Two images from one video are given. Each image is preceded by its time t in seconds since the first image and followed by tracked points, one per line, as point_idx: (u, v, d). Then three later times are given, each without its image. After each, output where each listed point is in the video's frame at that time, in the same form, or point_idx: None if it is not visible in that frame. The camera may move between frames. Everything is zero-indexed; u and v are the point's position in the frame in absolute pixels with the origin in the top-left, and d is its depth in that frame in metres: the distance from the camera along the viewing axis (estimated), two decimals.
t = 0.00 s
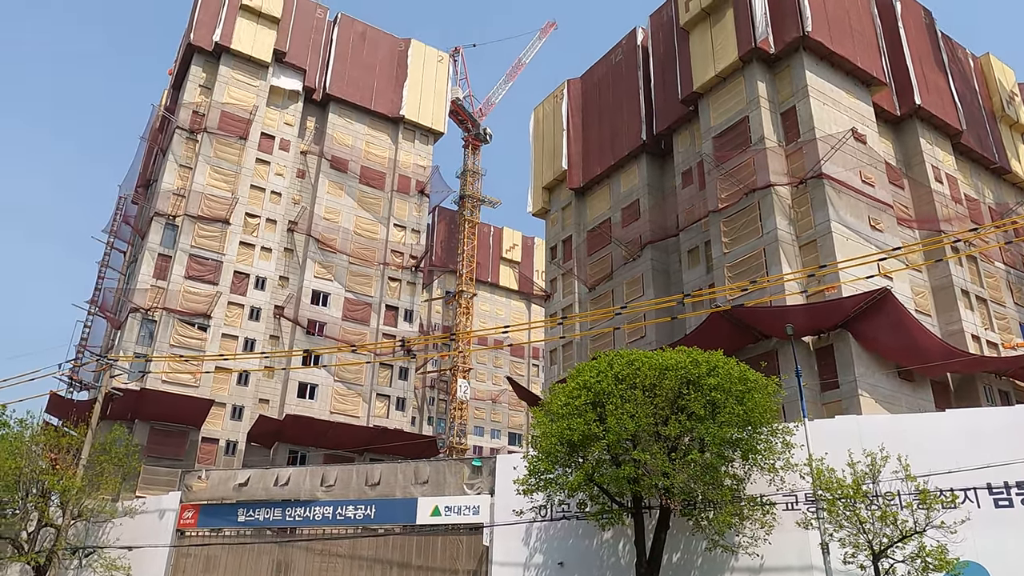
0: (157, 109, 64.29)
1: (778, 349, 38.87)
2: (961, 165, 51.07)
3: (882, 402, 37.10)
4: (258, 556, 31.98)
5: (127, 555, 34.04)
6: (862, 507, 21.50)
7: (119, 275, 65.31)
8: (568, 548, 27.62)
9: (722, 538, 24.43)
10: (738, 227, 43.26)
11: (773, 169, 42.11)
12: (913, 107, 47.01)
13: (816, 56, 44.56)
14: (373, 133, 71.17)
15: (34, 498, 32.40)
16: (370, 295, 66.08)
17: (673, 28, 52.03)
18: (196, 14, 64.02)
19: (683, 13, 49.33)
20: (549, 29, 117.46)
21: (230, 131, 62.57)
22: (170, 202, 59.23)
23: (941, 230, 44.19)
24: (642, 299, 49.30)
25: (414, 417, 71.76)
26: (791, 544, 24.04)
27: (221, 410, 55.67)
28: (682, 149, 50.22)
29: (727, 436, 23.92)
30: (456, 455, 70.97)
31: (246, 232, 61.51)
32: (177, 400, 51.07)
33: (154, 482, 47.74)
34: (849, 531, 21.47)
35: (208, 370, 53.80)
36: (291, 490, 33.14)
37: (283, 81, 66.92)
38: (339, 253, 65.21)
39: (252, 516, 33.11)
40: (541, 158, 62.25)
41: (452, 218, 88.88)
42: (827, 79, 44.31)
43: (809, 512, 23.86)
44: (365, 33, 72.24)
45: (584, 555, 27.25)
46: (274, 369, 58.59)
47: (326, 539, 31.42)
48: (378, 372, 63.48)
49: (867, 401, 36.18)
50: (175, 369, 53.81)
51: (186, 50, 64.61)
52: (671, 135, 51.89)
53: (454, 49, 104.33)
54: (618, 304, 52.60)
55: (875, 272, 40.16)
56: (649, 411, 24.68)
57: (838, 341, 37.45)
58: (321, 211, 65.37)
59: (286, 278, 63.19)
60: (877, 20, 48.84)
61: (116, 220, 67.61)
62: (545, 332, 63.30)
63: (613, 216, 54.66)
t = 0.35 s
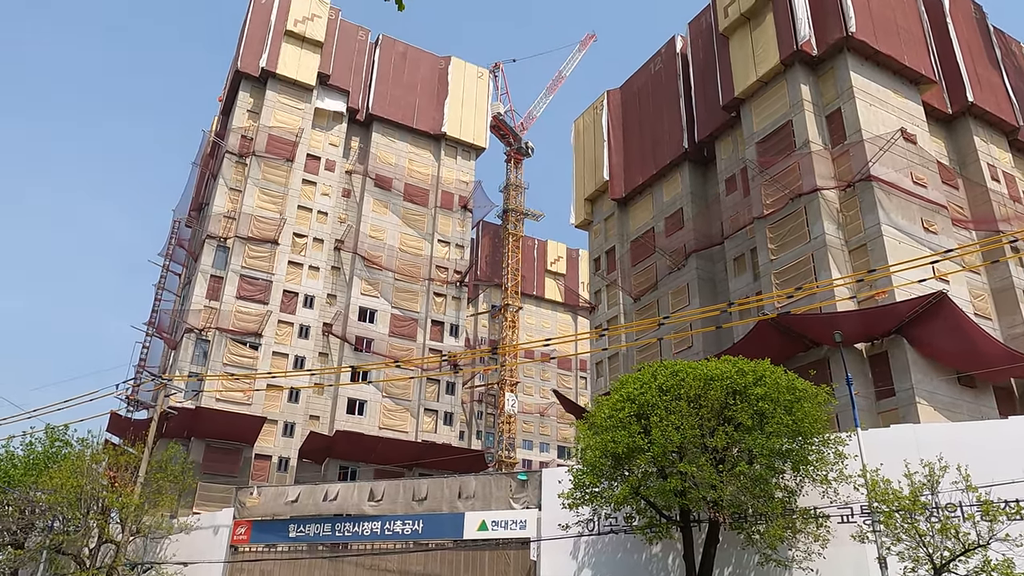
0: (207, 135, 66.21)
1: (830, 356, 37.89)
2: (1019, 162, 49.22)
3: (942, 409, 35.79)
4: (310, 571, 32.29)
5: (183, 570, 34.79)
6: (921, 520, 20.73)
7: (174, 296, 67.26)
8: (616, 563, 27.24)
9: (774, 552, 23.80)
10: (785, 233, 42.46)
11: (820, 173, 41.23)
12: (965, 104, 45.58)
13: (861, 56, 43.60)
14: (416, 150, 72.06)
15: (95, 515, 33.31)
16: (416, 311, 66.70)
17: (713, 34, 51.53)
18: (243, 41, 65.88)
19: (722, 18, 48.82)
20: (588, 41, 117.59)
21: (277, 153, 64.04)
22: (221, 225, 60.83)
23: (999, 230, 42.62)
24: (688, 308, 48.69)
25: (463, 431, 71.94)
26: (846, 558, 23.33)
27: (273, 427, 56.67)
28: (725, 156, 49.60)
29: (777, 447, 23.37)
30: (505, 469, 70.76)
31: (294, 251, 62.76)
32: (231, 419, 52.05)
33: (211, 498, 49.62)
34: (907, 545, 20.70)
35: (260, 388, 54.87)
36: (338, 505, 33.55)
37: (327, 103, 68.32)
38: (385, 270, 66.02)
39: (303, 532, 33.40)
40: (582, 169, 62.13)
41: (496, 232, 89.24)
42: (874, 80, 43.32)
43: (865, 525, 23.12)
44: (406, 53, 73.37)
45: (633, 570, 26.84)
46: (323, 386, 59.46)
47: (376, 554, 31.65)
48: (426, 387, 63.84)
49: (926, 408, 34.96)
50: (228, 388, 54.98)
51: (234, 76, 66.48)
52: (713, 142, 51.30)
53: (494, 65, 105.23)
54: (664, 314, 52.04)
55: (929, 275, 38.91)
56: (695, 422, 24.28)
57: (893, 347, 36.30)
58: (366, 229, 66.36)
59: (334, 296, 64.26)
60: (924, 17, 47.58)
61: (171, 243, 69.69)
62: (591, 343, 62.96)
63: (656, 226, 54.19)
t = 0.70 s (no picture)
0: (244, 155, 67.55)
1: (870, 364, 37.04)
2: None
3: (989, 417, 34.72)
4: None
5: None
6: (968, 532, 20.05)
7: (214, 314, 68.55)
8: None
9: (815, 566, 23.24)
10: (820, 239, 41.73)
11: (855, 178, 40.49)
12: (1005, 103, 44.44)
13: (895, 57, 42.81)
14: (447, 165, 72.60)
15: (138, 530, 33.94)
16: (450, 324, 66.97)
17: (742, 40, 51.09)
18: (277, 63, 67.21)
19: (751, 24, 48.33)
20: (618, 51, 117.54)
21: (311, 171, 65.01)
22: (258, 243, 61.96)
23: None
24: (723, 317, 48.11)
25: (499, 444, 71.83)
26: (890, 572, 22.74)
27: (311, 442, 57.23)
28: (757, 162, 49.02)
29: (815, 458, 22.88)
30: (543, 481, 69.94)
31: (329, 268, 63.53)
32: (269, 434, 52.95)
33: (252, 512, 51.07)
34: (954, 558, 20.02)
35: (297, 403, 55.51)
36: (374, 519, 33.59)
37: (360, 120, 69.26)
38: (419, 284, 66.48)
39: (339, 546, 33.64)
40: (613, 179, 61.93)
41: (529, 245, 89.34)
42: (909, 81, 42.50)
43: (909, 538, 22.46)
44: (436, 69, 74.12)
45: None
46: (360, 400, 59.95)
47: (412, 569, 31.90)
48: (461, 401, 63.92)
49: (972, 416, 33.95)
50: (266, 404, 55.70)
51: (268, 97, 67.80)
52: (745, 149, 50.75)
53: (524, 79, 105.75)
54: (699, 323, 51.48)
55: (971, 279, 37.90)
56: (730, 433, 23.91)
57: (936, 354, 35.33)
58: (400, 244, 66.98)
59: (369, 310, 64.90)
60: (961, 15, 46.56)
61: (210, 262, 71.06)
62: (626, 354, 62.53)
63: (689, 234, 53.72)
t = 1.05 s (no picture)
0: (270, 172, 68.45)
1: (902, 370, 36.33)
2: None
3: None
4: None
5: None
6: (1007, 542, 19.46)
7: (242, 329, 69.26)
8: None
9: None
10: (848, 244, 41.14)
11: (882, 181, 39.89)
12: None
13: (921, 59, 42.22)
14: (470, 177, 72.89)
15: (168, 545, 34.17)
16: (476, 336, 66.98)
17: (764, 46, 50.75)
18: (301, 81, 68.14)
19: (772, 30, 47.99)
20: (639, 60, 117.39)
21: (336, 187, 65.64)
22: (284, 258, 62.62)
23: None
24: (751, 325, 47.56)
25: (527, 456, 71.48)
26: None
27: (338, 456, 57.41)
28: (782, 168, 48.55)
29: (846, 467, 22.46)
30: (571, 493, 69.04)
31: (354, 282, 63.94)
32: (297, 448, 53.63)
33: (280, 525, 53.15)
34: (994, 570, 19.44)
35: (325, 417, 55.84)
36: (401, 532, 33.66)
37: (383, 135, 69.86)
38: (444, 297, 66.67)
39: (367, 560, 33.79)
40: (636, 189, 61.72)
41: (553, 255, 89.21)
42: (936, 82, 41.85)
43: (946, 548, 21.88)
44: (457, 83, 74.59)
45: None
46: (386, 413, 60.12)
47: None
48: (487, 413, 63.79)
49: (1009, 423, 33.10)
50: (294, 418, 56.03)
51: (293, 114, 68.69)
52: (770, 155, 50.29)
53: (546, 90, 105.99)
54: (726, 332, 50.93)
55: (1005, 283, 37.08)
56: (758, 443, 23.57)
57: (970, 359, 34.54)
58: (424, 257, 67.30)
59: (394, 324, 65.21)
60: (988, 14, 45.83)
61: (238, 278, 71.82)
62: (653, 363, 62.03)
63: (714, 242, 53.28)
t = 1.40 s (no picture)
0: (283, 183, 68.82)
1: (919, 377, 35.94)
2: None
3: None
4: None
5: None
6: None
7: (256, 339, 69.49)
8: None
9: None
10: (863, 250, 40.81)
11: (897, 186, 39.56)
12: None
13: (934, 63, 41.95)
14: (482, 186, 73.02)
15: (183, 555, 33.98)
16: (488, 345, 66.92)
17: (775, 52, 50.62)
18: (313, 92, 68.57)
19: (784, 35, 47.85)
20: (650, 67, 117.42)
21: (349, 197, 65.91)
22: (298, 269, 62.88)
23: None
24: (765, 332, 47.23)
25: (541, 465, 71.23)
26: None
27: (352, 465, 57.41)
28: (795, 174, 48.31)
29: (864, 475, 22.21)
30: (585, 502, 68.99)
31: (367, 291, 64.10)
32: (311, 458, 53.48)
33: (295, 536, 52.89)
34: None
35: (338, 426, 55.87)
36: (414, 542, 33.70)
37: (395, 145, 70.15)
38: (456, 306, 66.69)
39: (381, 570, 33.69)
40: (648, 196, 61.58)
41: (565, 263, 89.07)
42: (950, 86, 41.55)
43: (967, 558, 21.60)
44: (468, 93, 74.83)
45: None
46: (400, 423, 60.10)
47: None
48: (501, 422, 63.66)
49: None
50: (308, 428, 56.11)
51: (305, 125, 69.09)
52: (782, 161, 50.06)
53: (556, 99, 106.16)
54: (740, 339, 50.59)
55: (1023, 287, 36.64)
56: (774, 451, 23.33)
57: (989, 365, 34.12)
58: (437, 267, 67.44)
59: (407, 333, 65.30)
60: (1002, 17, 45.52)
61: (251, 289, 72.12)
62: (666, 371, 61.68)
63: (727, 249, 53.02)
